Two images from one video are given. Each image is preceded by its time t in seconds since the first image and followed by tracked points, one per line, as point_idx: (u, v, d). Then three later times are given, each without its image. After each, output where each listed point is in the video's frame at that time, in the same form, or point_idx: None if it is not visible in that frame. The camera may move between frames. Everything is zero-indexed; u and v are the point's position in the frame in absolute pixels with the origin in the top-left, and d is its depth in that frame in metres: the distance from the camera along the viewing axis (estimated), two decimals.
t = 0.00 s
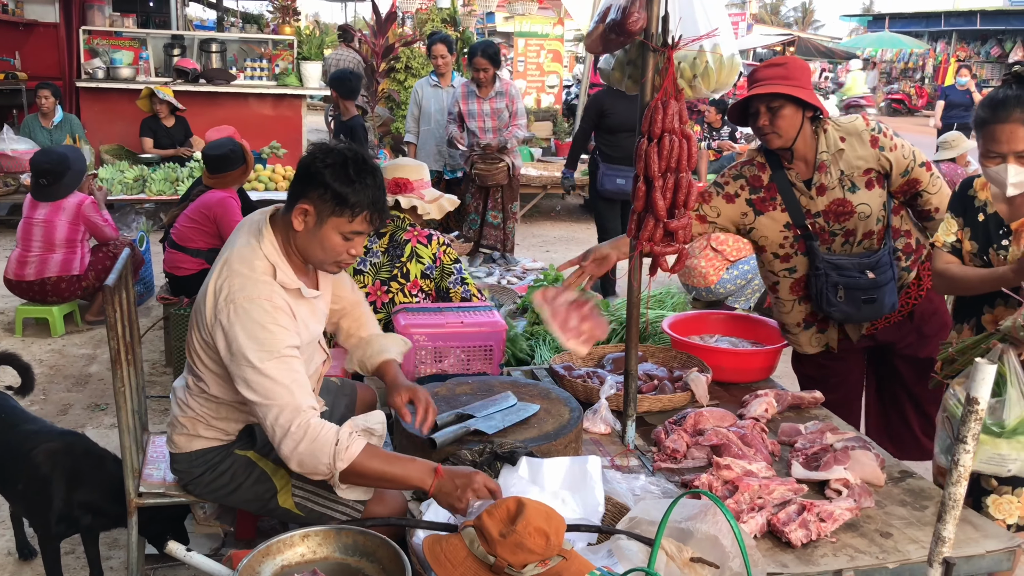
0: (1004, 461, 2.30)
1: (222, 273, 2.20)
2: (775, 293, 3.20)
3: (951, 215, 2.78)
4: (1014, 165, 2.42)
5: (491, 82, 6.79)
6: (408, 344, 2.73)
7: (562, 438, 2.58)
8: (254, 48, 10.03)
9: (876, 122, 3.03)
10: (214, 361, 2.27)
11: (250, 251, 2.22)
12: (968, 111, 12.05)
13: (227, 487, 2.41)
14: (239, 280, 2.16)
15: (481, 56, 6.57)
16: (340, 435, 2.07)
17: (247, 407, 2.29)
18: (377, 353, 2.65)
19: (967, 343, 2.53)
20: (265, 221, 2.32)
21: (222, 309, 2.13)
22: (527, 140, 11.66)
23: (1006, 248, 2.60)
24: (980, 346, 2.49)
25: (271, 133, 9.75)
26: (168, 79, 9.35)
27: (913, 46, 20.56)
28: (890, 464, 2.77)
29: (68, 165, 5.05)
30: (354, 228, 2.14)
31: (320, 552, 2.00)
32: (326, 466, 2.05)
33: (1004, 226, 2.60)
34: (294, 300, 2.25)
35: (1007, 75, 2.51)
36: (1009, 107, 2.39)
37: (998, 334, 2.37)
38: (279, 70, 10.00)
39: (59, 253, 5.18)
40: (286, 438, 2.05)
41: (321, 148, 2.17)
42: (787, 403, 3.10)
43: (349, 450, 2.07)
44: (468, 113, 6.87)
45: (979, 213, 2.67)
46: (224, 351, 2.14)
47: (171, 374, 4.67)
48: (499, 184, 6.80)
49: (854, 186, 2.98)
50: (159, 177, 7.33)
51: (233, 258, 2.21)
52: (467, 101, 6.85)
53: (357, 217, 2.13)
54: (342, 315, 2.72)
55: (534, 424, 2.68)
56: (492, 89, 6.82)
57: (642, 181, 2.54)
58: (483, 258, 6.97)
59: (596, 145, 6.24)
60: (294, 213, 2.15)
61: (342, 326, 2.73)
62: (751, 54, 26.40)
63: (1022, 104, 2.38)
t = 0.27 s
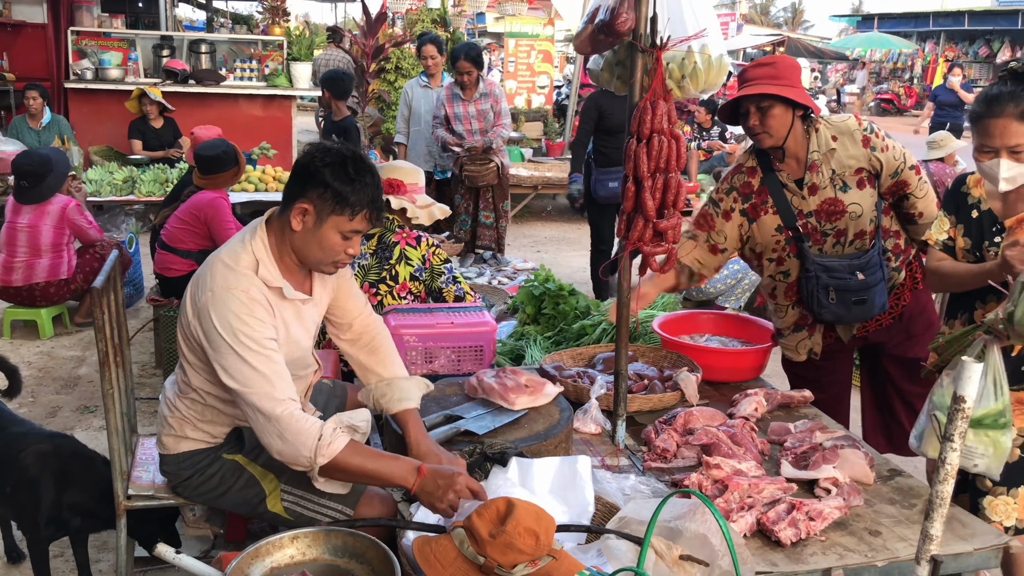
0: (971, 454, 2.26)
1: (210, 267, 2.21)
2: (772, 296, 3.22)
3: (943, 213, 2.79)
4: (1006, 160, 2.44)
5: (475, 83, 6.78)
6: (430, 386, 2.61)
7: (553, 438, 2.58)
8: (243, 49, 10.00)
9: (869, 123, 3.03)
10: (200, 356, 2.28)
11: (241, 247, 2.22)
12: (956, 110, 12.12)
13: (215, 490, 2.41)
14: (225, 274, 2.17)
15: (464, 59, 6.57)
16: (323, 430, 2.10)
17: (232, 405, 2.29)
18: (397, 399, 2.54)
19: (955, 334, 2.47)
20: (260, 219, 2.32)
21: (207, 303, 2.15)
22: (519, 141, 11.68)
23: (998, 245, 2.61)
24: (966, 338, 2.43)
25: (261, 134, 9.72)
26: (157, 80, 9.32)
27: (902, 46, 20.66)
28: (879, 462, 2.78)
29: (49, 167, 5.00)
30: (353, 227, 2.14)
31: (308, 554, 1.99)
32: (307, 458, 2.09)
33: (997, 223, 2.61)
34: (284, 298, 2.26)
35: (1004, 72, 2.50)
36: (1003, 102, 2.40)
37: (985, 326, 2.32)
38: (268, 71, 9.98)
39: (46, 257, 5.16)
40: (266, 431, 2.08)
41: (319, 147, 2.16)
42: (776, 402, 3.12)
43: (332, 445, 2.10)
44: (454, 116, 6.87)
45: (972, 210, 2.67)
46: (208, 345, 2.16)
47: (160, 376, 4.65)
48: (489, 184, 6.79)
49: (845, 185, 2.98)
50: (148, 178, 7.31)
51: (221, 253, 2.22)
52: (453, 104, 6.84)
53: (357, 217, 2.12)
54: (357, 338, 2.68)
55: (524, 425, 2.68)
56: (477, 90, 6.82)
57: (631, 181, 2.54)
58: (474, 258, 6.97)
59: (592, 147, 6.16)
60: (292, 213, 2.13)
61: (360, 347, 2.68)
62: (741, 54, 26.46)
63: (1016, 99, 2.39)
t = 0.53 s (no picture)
0: (963, 455, 2.22)
1: (200, 276, 2.18)
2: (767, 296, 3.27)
3: (940, 214, 2.78)
4: (1010, 154, 2.45)
5: (464, 85, 6.79)
6: (422, 374, 2.70)
7: (543, 438, 2.58)
8: (233, 51, 9.97)
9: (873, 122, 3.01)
10: (189, 364, 2.26)
11: (231, 255, 2.21)
12: (943, 111, 12.20)
13: (204, 494, 2.40)
14: (216, 284, 2.15)
15: (453, 61, 6.57)
16: (312, 440, 2.12)
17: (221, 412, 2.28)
18: (389, 385, 2.61)
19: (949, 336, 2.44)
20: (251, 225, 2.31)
21: (198, 314, 2.13)
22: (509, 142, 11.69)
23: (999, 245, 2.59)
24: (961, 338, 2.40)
25: (251, 136, 9.70)
26: (147, 82, 9.28)
27: (891, 47, 20.77)
28: (868, 461, 2.79)
29: (34, 170, 4.94)
30: (346, 235, 2.14)
31: (297, 556, 1.98)
32: (298, 468, 2.10)
33: (997, 225, 2.59)
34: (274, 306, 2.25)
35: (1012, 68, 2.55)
36: (1011, 97, 2.42)
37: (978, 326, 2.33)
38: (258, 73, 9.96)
39: (32, 260, 5.13)
40: (258, 443, 2.08)
41: (311, 154, 2.15)
42: (765, 402, 3.13)
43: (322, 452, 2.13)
44: (442, 117, 6.88)
45: (971, 212, 2.66)
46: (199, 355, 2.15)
47: (149, 379, 4.63)
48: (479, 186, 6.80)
49: (844, 183, 2.98)
50: (138, 181, 7.29)
51: (211, 261, 2.20)
52: (441, 105, 6.85)
53: (348, 224, 2.13)
54: (348, 336, 2.74)
55: (515, 425, 2.67)
56: (466, 92, 6.83)
57: (619, 182, 2.54)
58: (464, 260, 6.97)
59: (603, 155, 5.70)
60: (284, 221, 2.12)
61: (351, 348, 2.74)
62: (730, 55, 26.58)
63: None
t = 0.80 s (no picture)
0: (987, 467, 2.19)
1: (186, 278, 2.17)
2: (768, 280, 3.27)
3: (947, 215, 2.77)
4: None
5: (454, 84, 6.79)
6: (409, 368, 2.72)
7: (533, 437, 2.59)
8: (222, 51, 9.94)
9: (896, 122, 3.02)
10: (179, 366, 2.25)
11: (216, 256, 2.20)
12: (930, 109, 12.27)
13: (194, 494, 2.39)
14: (204, 285, 2.14)
15: (443, 59, 6.55)
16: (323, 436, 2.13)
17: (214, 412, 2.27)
18: (379, 379, 2.63)
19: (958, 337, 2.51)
20: (234, 225, 2.30)
21: (189, 316, 2.12)
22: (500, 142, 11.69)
23: (1011, 244, 2.58)
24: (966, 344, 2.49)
25: (241, 136, 9.68)
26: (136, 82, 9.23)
27: (880, 46, 20.86)
28: (857, 458, 2.80)
29: (29, 169, 4.91)
30: (330, 230, 2.13)
31: (286, 556, 1.98)
32: (309, 465, 2.10)
33: (1009, 222, 2.59)
34: (263, 304, 2.25)
35: None
36: None
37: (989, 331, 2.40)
38: (248, 73, 9.93)
39: (22, 258, 5.10)
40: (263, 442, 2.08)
41: (289, 151, 2.15)
42: (755, 399, 3.14)
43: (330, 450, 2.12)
44: (432, 116, 6.90)
45: (982, 210, 2.64)
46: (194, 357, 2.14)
47: (139, 380, 4.61)
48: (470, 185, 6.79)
49: (858, 173, 2.99)
50: (127, 181, 7.27)
51: (197, 263, 2.19)
52: (431, 104, 6.86)
53: (332, 220, 2.12)
54: (335, 332, 2.74)
55: (505, 424, 2.67)
56: (457, 91, 6.83)
57: (608, 181, 2.55)
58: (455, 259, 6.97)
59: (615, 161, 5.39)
60: (267, 220, 2.12)
61: (338, 343, 2.75)
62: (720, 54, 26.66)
63: None
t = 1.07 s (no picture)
0: (1008, 485, 2.22)
1: (170, 279, 2.17)
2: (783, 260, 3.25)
3: (948, 214, 2.72)
4: None
5: (445, 83, 6.78)
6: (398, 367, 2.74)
7: (522, 436, 2.59)
8: (212, 50, 9.89)
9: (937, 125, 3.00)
10: (164, 366, 2.25)
11: (200, 255, 2.20)
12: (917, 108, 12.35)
13: (183, 494, 2.38)
14: (187, 286, 2.14)
15: (435, 59, 6.53)
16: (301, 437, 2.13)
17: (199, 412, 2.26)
18: (371, 373, 2.65)
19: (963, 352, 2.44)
20: (219, 224, 2.29)
21: (172, 317, 2.11)
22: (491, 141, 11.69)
23: (1014, 245, 2.53)
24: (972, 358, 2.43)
25: (231, 135, 9.64)
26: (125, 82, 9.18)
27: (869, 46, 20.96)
28: (846, 456, 2.82)
29: (20, 169, 4.87)
30: (314, 228, 2.14)
31: (276, 555, 1.97)
32: (287, 466, 2.09)
33: (1011, 223, 2.53)
34: (247, 304, 2.25)
35: None
36: None
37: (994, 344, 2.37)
38: (237, 72, 9.89)
39: (11, 258, 5.07)
40: (242, 444, 2.06)
41: (273, 150, 2.14)
42: (745, 397, 3.15)
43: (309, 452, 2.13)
44: (423, 115, 6.88)
45: (982, 211, 2.59)
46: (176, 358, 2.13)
47: (128, 380, 4.59)
48: (460, 184, 6.79)
49: (889, 164, 2.96)
50: (116, 181, 7.24)
51: (180, 263, 2.19)
52: (422, 103, 6.84)
53: (316, 218, 2.12)
54: (321, 330, 2.75)
55: (494, 424, 2.67)
56: (447, 90, 6.84)
57: (598, 180, 2.55)
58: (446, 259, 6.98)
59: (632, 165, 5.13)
60: (251, 218, 2.11)
61: (324, 340, 2.75)
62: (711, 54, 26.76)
63: None
